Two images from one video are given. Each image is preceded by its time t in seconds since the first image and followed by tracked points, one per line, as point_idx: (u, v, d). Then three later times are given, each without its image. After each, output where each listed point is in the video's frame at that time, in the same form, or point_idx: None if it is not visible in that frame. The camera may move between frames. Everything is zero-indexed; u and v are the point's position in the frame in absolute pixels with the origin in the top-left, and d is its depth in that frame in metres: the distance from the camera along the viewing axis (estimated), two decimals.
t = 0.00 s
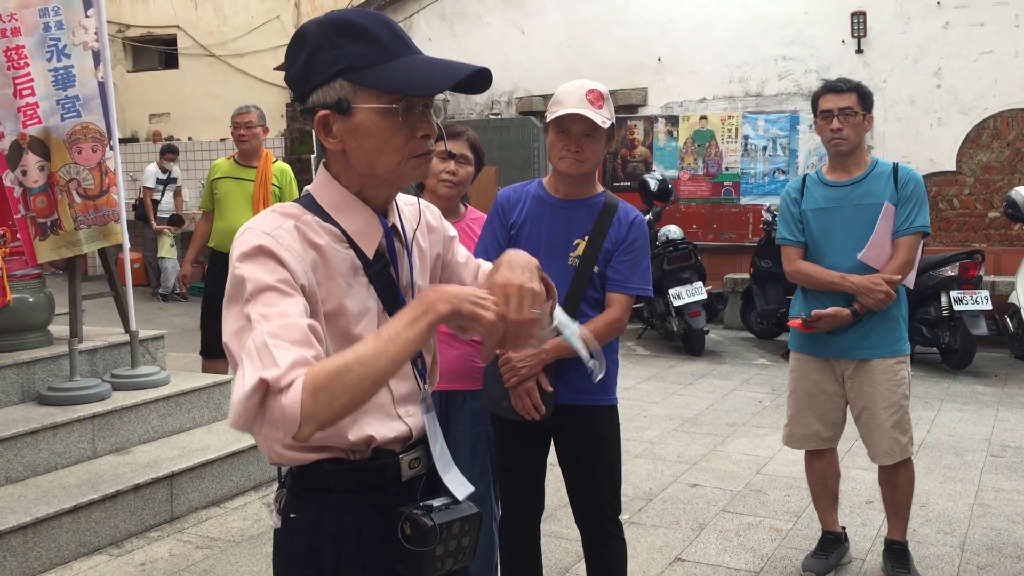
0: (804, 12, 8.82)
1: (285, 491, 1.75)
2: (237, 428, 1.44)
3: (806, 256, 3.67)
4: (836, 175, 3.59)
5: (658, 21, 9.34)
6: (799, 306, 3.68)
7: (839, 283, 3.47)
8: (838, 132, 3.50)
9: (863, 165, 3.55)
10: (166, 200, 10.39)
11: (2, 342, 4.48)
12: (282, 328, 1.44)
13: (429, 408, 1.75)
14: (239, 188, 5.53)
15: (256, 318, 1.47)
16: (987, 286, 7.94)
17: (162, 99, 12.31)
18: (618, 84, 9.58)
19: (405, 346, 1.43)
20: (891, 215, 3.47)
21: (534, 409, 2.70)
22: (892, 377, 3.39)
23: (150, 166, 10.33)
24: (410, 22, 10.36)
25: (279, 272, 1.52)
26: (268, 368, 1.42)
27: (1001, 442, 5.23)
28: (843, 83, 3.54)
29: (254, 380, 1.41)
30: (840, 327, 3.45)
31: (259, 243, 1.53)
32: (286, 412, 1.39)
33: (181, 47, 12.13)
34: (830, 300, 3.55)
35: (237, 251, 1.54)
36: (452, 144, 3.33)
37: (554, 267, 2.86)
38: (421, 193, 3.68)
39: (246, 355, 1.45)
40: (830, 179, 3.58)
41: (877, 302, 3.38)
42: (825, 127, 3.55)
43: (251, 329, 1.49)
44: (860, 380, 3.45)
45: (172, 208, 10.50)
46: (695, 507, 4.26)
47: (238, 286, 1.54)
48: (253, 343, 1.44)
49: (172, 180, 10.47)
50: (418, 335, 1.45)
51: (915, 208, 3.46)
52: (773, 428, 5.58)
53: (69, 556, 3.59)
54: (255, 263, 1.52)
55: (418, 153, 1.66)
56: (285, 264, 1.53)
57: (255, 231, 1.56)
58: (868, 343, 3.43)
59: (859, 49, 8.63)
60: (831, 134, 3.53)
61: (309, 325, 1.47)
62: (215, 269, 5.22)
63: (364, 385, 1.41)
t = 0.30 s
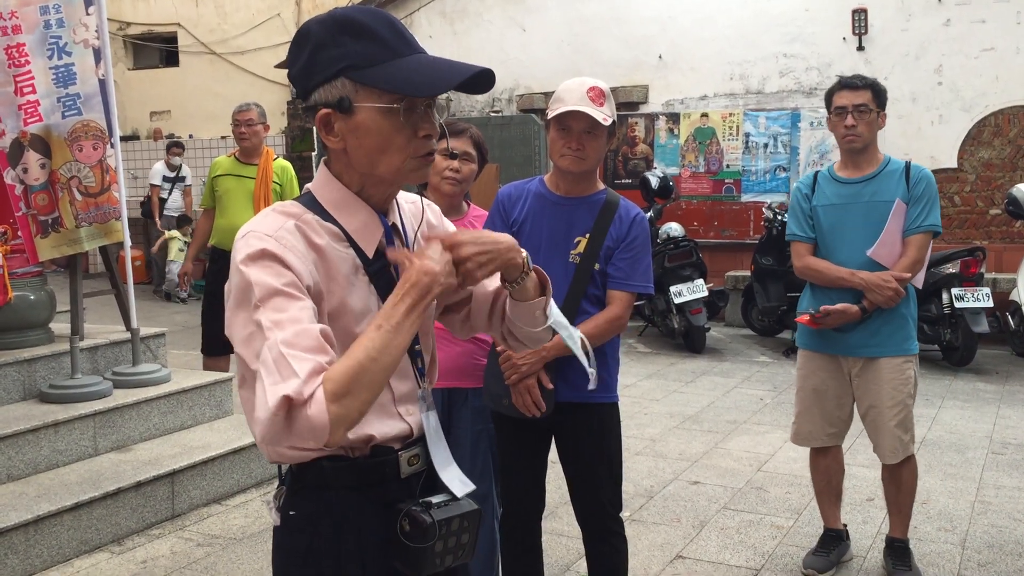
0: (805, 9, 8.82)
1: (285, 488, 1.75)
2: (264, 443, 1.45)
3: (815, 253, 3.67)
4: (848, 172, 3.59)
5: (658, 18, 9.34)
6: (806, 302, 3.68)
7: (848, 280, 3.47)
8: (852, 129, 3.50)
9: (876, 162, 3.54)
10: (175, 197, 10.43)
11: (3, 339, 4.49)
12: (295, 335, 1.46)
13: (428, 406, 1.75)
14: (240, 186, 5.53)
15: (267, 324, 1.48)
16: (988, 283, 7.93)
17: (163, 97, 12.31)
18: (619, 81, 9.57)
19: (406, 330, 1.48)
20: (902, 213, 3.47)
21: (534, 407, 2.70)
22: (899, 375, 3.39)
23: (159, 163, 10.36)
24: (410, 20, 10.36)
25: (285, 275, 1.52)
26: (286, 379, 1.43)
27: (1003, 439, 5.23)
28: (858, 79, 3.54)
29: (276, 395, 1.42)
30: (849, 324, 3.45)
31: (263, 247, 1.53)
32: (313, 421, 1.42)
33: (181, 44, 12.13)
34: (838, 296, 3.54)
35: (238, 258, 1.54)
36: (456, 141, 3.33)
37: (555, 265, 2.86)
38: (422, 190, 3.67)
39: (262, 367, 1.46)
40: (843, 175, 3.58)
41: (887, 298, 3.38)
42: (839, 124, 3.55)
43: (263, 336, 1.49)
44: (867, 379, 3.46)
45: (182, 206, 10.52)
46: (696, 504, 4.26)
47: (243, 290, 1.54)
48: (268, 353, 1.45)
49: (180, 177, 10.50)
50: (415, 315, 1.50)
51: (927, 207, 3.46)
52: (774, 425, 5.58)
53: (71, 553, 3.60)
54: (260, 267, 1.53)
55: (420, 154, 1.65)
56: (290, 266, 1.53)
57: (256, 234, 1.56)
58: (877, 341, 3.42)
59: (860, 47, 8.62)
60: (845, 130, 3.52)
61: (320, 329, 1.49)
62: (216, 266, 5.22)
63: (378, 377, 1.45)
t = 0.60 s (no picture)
0: (805, 9, 8.82)
1: (284, 488, 1.76)
2: (280, 454, 1.48)
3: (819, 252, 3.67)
4: (852, 172, 3.60)
5: (658, 18, 9.34)
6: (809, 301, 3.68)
7: (851, 279, 3.47)
8: (858, 128, 3.51)
9: (880, 162, 3.54)
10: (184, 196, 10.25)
11: (3, 339, 4.49)
12: (301, 345, 1.47)
13: (426, 406, 1.75)
14: (240, 186, 5.53)
15: (275, 335, 1.49)
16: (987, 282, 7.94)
17: (162, 96, 12.31)
18: (618, 81, 9.57)
19: (416, 341, 1.51)
20: (906, 212, 3.47)
21: (534, 406, 2.71)
22: (900, 376, 3.40)
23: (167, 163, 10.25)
24: (410, 19, 10.36)
25: (287, 281, 1.53)
26: (298, 394, 1.45)
27: (1001, 439, 5.23)
28: (864, 79, 3.55)
29: (289, 413, 1.44)
30: (851, 323, 3.45)
31: (263, 252, 1.54)
32: (326, 433, 1.44)
33: (181, 44, 12.12)
34: (841, 295, 3.54)
35: (241, 264, 1.55)
36: (457, 141, 3.34)
37: (555, 264, 2.86)
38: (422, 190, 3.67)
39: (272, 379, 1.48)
40: (848, 175, 3.59)
41: (889, 296, 3.38)
42: (844, 123, 3.55)
43: (270, 344, 1.51)
44: (868, 378, 3.46)
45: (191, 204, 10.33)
46: (695, 504, 4.26)
47: (246, 295, 1.55)
48: (277, 366, 1.47)
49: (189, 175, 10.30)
50: (425, 325, 1.53)
51: (929, 207, 3.47)
52: (773, 425, 5.59)
53: (71, 552, 3.60)
54: (262, 273, 1.53)
55: (418, 155, 1.65)
56: (292, 271, 1.54)
57: (256, 238, 1.56)
58: (878, 340, 3.43)
59: (859, 46, 8.63)
60: (850, 130, 3.53)
61: (326, 337, 1.50)
62: (215, 266, 5.22)
63: (388, 387, 1.48)
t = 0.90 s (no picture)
0: (804, 9, 8.82)
1: (283, 486, 1.76)
2: (274, 455, 1.49)
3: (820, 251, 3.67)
4: (853, 171, 3.60)
5: (658, 17, 9.34)
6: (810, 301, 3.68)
7: (851, 278, 3.47)
8: (859, 127, 3.51)
9: (882, 162, 3.54)
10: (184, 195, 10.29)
11: (2, 338, 4.49)
12: (298, 349, 1.48)
13: (425, 406, 1.75)
14: (239, 185, 5.52)
15: (271, 338, 1.49)
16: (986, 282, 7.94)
17: (161, 95, 12.30)
18: (618, 80, 9.57)
19: (418, 356, 1.50)
20: (907, 212, 3.47)
21: (534, 406, 2.70)
22: (901, 375, 3.40)
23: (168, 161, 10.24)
24: (410, 18, 10.36)
25: (283, 283, 1.53)
26: (293, 399, 1.46)
27: (1001, 438, 5.24)
28: (864, 79, 3.54)
29: (284, 417, 1.45)
30: (851, 322, 3.45)
31: (260, 254, 1.54)
32: (319, 439, 1.44)
33: (180, 43, 12.11)
34: (841, 295, 3.54)
35: (239, 265, 1.54)
36: (456, 140, 3.34)
37: (555, 263, 2.86)
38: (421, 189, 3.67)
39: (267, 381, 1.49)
40: (848, 174, 3.59)
41: (890, 295, 3.38)
42: (845, 123, 3.56)
43: (266, 347, 1.51)
44: (868, 378, 3.46)
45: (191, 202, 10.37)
46: (694, 503, 4.26)
47: (243, 297, 1.55)
48: (273, 370, 1.48)
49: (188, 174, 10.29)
50: (428, 343, 1.51)
51: (930, 207, 3.47)
52: (772, 424, 5.59)
53: (69, 551, 3.59)
54: (259, 275, 1.53)
55: (420, 157, 1.65)
56: (288, 273, 1.54)
57: (253, 239, 1.55)
58: (877, 339, 3.43)
59: (859, 46, 8.63)
60: (851, 129, 3.53)
61: (323, 341, 1.50)
62: (215, 265, 5.22)
63: (386, 400, 1.47)
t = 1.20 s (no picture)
0: (804, 8, 8.81)
1: (282, 485, 1.76)
2: (270, 457, 1.50)
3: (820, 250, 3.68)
4: (854, 171, 3.59)
5: (658, 16, 9.33)
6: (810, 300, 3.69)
7: (851, 277, 3.47)
8: (860, 126, 3.50)
9: (883, 161, 3.54)
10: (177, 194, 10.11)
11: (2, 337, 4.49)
12: (295, 353, 1.48)
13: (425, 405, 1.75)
14: (238, 184, 5.52)
15: (269, 341, 1.49)
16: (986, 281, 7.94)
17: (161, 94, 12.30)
18: (618, 79, 9.57)
19: (425, 381, 1.48)
20: (908, 211, 3.47)
21: (533, 404, 2.66)
22: (901, 374, 3.40)
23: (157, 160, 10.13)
24: (410, 17, 10.36)
25: (281, 286, 1.53)
26: (290, 403, 1.46)
27: (1000, 437, 5.24)
28: (866, 78, 3.54)
29: (280, 421, 1.46)
30: (851, 322, 3.45)
31: (258, 256, 1.53)
32: (313, 445, 1.45)
33: (180, 41, 12.09)
34: (842, 294, 3.55)
35: (238, 266, 1.54)
36: (455, 139, 3.33)
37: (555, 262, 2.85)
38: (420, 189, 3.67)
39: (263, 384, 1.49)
40: (849, 174, 3.58)
41: (890, 295, 3.38)
42: (846, 121, 3.55)
43: (264, 349, 1.51)
44: (868, 377, 3.46)
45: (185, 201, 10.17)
46: (694, 502, 4.26)
47: (242, 298, 1.55)
48: (269, 373, 1.48)
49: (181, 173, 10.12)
50: (440, 369, 1.49)
51: (932, 207, 3.47)
52: (772, 423, 5.59)
53: (69, 550, 3.60)
54: (257, 277, 1.53)
55: (421, 160, 1.66)
56: (286, 276, 1.53)
57: (252, 241, 1.55)
58: (877, 339, 3.43)
59: (859, 45, 8.62)
60: (852, 128, 3.53)
61: (320, 345, 1.50)
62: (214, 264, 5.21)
63: (387, 419, 1.47)
